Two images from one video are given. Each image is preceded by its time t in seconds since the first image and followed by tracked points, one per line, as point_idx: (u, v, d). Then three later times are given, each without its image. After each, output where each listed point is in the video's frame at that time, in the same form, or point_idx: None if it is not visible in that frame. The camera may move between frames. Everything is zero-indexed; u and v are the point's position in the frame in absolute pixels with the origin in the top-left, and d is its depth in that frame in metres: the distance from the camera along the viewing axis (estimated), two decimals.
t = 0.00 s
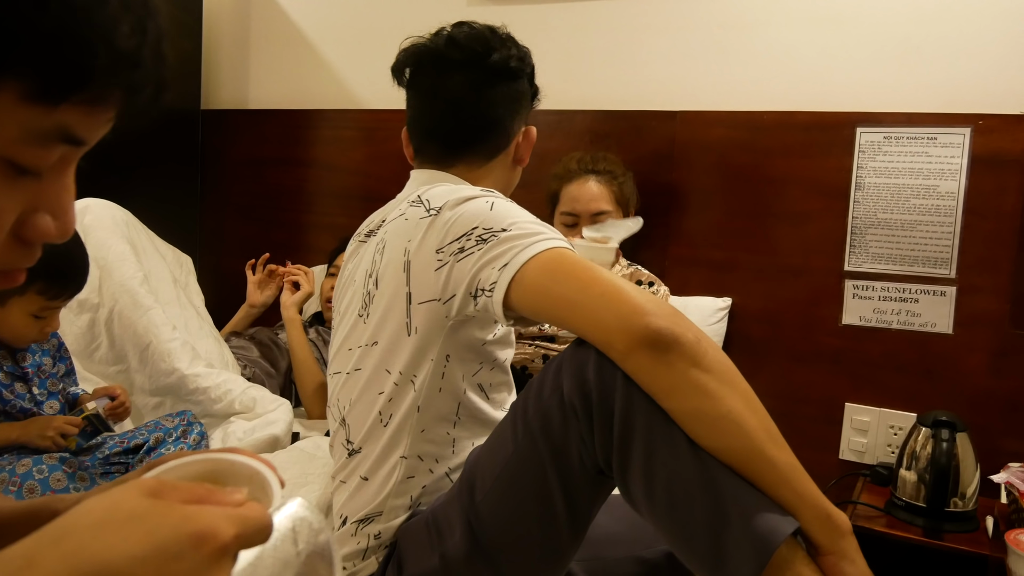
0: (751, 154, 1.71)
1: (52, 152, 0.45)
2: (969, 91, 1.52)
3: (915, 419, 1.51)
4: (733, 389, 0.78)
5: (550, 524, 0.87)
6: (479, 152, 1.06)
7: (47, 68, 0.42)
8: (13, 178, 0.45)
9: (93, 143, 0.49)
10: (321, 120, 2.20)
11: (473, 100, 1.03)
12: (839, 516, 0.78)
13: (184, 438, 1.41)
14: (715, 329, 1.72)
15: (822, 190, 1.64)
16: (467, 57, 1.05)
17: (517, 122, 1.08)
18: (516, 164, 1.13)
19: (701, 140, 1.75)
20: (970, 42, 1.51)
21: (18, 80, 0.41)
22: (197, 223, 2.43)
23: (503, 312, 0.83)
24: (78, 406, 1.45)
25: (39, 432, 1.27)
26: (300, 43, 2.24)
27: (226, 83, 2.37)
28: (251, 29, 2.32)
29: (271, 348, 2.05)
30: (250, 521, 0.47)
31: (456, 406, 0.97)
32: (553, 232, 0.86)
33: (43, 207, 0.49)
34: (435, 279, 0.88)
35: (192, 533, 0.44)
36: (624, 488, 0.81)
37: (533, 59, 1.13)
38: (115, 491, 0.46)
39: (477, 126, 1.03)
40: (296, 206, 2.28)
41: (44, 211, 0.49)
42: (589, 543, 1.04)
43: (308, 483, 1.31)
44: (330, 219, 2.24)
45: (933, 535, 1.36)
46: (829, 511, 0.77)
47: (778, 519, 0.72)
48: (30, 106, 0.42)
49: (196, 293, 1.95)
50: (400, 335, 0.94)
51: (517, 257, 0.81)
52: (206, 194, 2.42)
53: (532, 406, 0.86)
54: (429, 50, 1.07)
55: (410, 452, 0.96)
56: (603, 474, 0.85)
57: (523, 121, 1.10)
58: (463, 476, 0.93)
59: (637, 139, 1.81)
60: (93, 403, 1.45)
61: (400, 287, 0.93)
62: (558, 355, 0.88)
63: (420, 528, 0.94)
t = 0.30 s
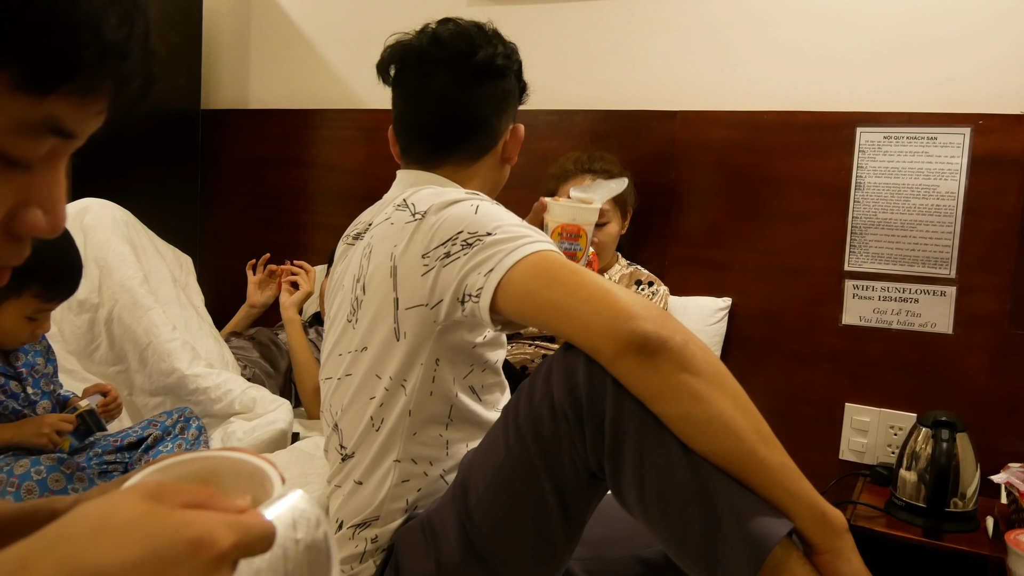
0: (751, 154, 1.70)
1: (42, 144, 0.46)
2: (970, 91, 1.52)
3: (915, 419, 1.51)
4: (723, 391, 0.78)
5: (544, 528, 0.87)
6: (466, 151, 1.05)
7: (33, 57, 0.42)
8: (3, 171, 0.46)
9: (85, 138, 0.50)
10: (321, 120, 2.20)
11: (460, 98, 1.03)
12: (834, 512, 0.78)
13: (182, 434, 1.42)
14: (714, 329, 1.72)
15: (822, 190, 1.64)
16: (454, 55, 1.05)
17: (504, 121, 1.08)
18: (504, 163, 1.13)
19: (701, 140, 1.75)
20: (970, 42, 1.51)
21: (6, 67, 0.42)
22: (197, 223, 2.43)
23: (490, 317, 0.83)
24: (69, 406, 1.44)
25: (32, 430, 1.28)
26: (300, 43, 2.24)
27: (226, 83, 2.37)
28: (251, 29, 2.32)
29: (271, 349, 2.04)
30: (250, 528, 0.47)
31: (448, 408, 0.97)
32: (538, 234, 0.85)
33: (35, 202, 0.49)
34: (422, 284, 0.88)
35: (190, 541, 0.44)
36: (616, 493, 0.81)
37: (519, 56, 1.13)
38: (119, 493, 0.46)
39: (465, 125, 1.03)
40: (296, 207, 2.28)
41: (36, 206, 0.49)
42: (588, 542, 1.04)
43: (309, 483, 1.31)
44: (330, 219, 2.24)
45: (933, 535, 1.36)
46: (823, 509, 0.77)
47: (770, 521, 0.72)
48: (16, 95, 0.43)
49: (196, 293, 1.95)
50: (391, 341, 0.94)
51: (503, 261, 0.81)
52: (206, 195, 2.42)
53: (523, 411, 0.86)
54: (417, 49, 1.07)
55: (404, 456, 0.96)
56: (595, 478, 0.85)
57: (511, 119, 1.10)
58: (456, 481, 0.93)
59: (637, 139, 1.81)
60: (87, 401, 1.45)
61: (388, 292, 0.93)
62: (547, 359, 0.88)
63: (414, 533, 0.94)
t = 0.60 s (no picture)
0: (751, 154, 1.71)
1: (57, 143, 0.50)
2: (969, 91, 1.52)
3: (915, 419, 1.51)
4: (720, 391, 0.77)
5: (542, 530, 0.87)
6: (466, 154, 1.05)
7: (52, 60, 0.46)
8: (21, 169, 0.50)
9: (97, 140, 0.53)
10: (321, 120, 2.20)
11: (462, 102, 1.04)
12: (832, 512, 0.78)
13: (161, 405, 1.46)
14: (714, 329, 1.72)
15: (822, 191, 1.64)
16: (457, 59, 1.05)
17: (505, 125, 1.08)
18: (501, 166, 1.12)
19: (701, 139, 1.75)
20: (969, 41, 1.51)
21: (24, 68, 0.45)
22: (197, 223, 2.43)
23: (485, 318, 0.83)
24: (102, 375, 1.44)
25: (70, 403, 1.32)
26: (299, 43, 2.24)
27: (226, 83, 2.37)
28: (250, 29, 2.32)
29: (271, 349, 2.04)
30: (242, 552, 0.48)
31: (445, 409, 0.97)
32: (534, 235, 0.85)
33: (48, 200, 0.53)
34: (417, 286, 0.88)
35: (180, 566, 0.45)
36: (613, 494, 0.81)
37: (522, 62, 1.14)
38: (109, 510, 0.46)
39: (466, 128, 1.04)
40: (296, 206, 2.28)
41: (47, 205, 0.53)
42: (588, 542, 1.04)
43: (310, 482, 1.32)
44: (330, 219, 2.24)
45: (933, 535, 1.36)
46: (821, 507, 0.78)
47: (767, 521, 0.73)
48: (34, 96, 0.47)
49: (196, 294, 1.95)
50: (386, 343, 0.94)
51: (498, 262, 0.81)
52: (206, 195, 2.42)
53: (520, 414, 0.86)
54: (420, 52, 1.07)
55: (401, 458, 0.97)
56: (593, 480, 0.85)
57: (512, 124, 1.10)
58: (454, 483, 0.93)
59: (637, 139, 1.81)
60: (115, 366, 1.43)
61: (383, 295, 0.93)
62: (543, 361, 0.87)
63: (413, 535, 0.94)
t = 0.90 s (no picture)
0: (751, 154, 1.71)
1: (73, 142, 0.50)
2: (969, 91, 1.52)
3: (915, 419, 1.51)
4: (718, 387, 0.77)
5: (543, 528, 0.87)
6: (466, 158, 1.05)
7: (76, 59, 0.47)
8: (35, 165, 0.49)
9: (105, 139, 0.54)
10: (321, 120, 2.20)
11: (463, 105, 1.04)
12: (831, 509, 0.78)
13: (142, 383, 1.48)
14: (714, 329, 1.72)
15: (823, 190, 1.64)
16: (459, 61, 1.05)
17: (506, 129, 1.08)
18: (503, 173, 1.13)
19: (701, 140, 1.75)
20: (970, 41, 1.51)
21: (47, 66, 0.46)
22: (197, 223, 2.43)
23: (484, 317, 0.83)
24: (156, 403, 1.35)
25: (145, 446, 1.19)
26: (300, 43, 2.24)
27: (226, 83, 2.37)
28: (251, 29, 2.32)
29: (271, 349, 2.04)
30: (253, 521, 0.48)
31: (444, 408, 0.98)
32: (534, 236, 0.85)
33: (58, 197, 0.52)
34: (417, 285, 0.88)
35: (187, 538, 0.45)
36: (614, 492, 0.81)
37: (525, 64, 1.13)
38: (118, 484, 0.47)
39: (465, 131, 1.04)
40: (296, 207, 2.28)
41: (59, 203, 0.53)
42: (589, 542, 1.04)
43: (309, 482, 1.32)
44: (330, 219, 2.24)
45: (933, 535, 1.36)
46: (820, 505, 0.77)
47: (767, 519, 0.73)
48: (55, 93, 0.47)
49: (196, 293, 1.95)
50: (386, 342, 0.94)
51: (497, 261, 0.81)
52: (207, 195, 2.42)
53: (519, 413, 0.87)
54: (423, 52, 1.07)
55: (400, 457, 0.97)
56: (593, 479, 0.85)
57: (513, 129, 1.10)
58: (454, 482, 0.93)
59: (637, 139, 1.81)
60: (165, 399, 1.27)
61: (383, 294, 0.93)
62: (542, 359, 0.88)
63: (413, 533, 0.94)
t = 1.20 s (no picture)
0: (752, 154, 1.71)
1: (78, 140, 0.50)
2: (970, 91, 1.52)
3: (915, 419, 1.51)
4: (713, 389, 0.77)
5: (542, 530, 0.87)
6: (475, 162, 1.05)
7: (84, 58, 0.47)
8: (40, 162, 0.49)
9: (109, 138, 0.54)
10: (322, 120, 2.20)
11: (479, 110, 1.04)
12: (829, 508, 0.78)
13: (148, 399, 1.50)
14: (714, 329, 1.72)
15: (823, 191, 1.64)
16: (480, 67, 1.05)
17: (519, 140, 1.08)
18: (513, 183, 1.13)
19: (701, 140, 1.75)
20: (970, 41, 1.51)
21: (56, 65, 0.46)
22: (197, 223, 2.43)
23: (483, 319, 0.83)
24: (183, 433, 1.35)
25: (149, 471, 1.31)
26: (300, 43, 2.24)
27: (227, 83, 2.37)
28: (251, 29, 2.32)
29: (271, 349, 2.04)
30: (253, 521, 0.47)
31: (444, 410, 0.98)
32: (533, 238, 0.85)
33: (63, 196, 0.52)
34: (416, 286, 0.88)
35: (191, 535, 0.44)
36: (613, 494, 0.81)
37: (545, 78, 1.14)
38: (121, 486, 0.46)
39: (477, 136, 1.04)
40: (297, 207, 2.28)
41: (64, 202, 0.53)
42: (589, 542, 1.04)
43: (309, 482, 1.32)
44: (330, 219, 2.24)
45: (933, 535, 1.36)
46: (818, 503, 0.77)
47: (766, 519, 0.73)
48: (63, 91, 0.47)
49: (196, 293, 1.95)
50: (385, 342, 0.94)
51: (495, 263, 0.81)
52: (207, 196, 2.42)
53: (518, 415, 0.87)
54: (444, 55, 1.07)
55: (399, 457, 0.96)
56: (593, 481, 0.85)
57: (526, 141, 1.10)
58: (453, 483, 0.93)
59: (638, 139, 1.81)
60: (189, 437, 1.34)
61: (382, 295, 0.93)
62: (541, 362, 0.88)
63: (413, 534, 0.94)
